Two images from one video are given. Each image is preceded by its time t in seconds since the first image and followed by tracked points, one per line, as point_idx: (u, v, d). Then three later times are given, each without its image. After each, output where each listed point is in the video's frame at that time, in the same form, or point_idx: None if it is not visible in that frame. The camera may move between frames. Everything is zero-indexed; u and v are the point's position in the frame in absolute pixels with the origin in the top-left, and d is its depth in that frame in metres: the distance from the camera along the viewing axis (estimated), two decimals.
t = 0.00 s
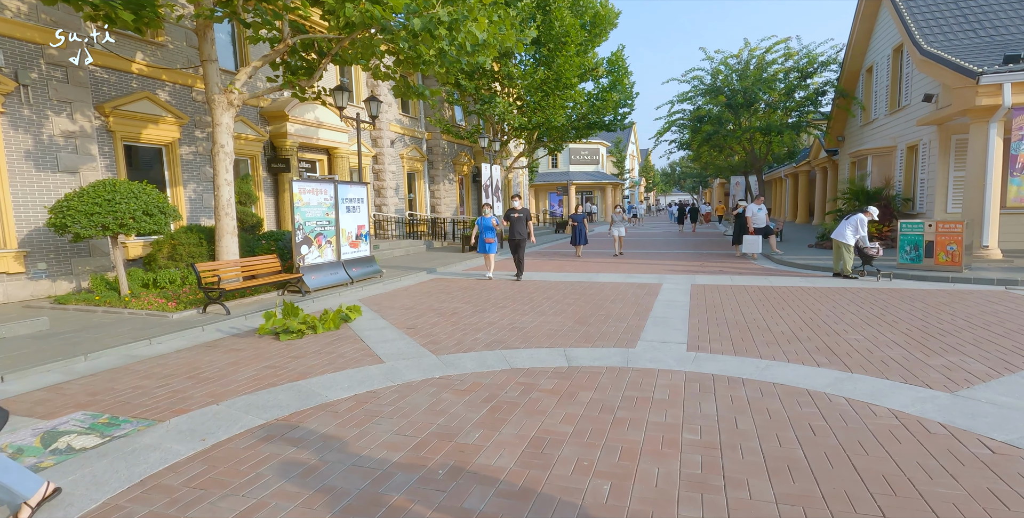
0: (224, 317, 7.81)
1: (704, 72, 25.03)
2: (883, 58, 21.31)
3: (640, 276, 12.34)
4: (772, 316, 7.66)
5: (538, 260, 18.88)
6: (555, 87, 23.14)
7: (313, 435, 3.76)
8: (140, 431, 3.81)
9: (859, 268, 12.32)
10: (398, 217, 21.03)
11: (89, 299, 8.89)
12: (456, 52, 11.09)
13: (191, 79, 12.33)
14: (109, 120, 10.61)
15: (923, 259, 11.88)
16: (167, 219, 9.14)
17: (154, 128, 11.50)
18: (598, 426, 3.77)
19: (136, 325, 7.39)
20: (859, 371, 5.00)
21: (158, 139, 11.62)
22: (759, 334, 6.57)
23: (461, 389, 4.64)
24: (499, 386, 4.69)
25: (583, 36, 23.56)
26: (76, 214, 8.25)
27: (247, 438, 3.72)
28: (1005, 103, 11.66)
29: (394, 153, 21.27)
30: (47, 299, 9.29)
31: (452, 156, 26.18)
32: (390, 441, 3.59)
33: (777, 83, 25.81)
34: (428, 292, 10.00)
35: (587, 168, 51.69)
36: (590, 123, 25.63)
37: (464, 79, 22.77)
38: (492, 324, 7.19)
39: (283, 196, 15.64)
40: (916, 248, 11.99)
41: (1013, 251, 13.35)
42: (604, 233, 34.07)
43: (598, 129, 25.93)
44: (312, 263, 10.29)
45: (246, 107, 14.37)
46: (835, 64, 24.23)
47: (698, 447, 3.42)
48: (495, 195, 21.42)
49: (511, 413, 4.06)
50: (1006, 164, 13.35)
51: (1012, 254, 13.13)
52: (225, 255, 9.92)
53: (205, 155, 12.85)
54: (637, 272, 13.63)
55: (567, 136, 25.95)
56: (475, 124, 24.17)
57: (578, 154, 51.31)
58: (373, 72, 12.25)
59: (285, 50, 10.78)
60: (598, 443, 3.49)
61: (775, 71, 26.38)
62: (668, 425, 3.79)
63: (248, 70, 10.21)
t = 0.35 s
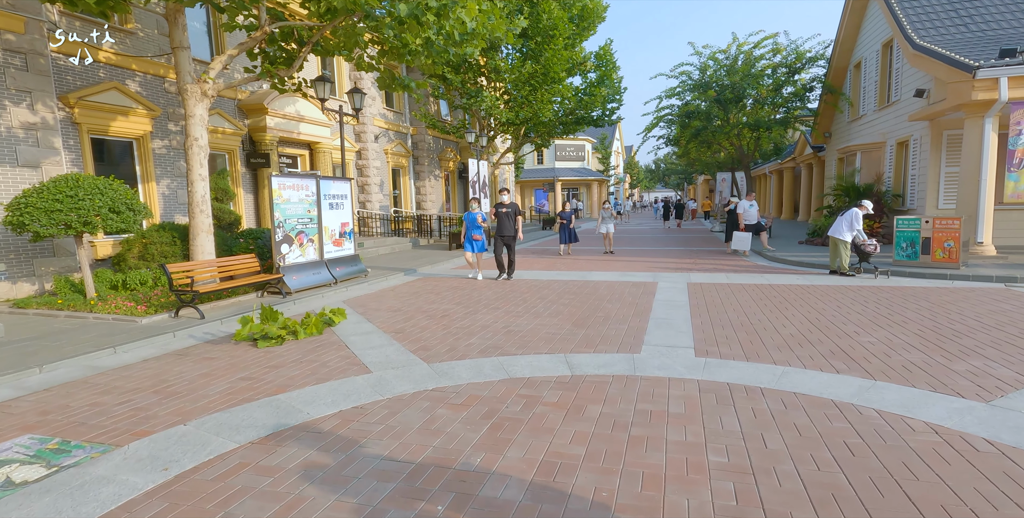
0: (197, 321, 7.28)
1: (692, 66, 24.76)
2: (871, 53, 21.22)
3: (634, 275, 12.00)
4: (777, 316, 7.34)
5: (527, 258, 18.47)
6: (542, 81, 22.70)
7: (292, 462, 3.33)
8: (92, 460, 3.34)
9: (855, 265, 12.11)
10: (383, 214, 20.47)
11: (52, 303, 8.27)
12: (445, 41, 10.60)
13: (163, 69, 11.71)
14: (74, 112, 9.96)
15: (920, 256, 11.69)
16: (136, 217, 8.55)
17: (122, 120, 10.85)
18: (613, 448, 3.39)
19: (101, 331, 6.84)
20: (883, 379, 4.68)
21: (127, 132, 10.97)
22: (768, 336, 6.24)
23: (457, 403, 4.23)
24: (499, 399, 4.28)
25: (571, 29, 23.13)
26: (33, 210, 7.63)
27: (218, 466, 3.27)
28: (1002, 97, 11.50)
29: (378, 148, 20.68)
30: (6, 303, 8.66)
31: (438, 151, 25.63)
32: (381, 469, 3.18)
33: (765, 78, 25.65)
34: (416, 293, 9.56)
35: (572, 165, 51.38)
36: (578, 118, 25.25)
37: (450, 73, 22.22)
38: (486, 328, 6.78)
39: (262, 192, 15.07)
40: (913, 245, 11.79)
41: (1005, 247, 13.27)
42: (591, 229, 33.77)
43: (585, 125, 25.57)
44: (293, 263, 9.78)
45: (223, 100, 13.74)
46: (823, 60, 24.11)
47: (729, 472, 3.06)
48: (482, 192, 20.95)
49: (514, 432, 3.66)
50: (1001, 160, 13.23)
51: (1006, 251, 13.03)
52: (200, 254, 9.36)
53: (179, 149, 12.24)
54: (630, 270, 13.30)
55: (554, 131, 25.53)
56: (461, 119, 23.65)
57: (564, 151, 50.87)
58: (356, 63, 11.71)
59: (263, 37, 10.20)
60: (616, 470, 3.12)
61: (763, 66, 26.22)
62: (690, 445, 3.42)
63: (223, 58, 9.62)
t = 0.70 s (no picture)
0: (157, 327, 6.70)
1: (675, 61, 24.53)
2: (854, 49, 21.16)
3: (623, 273, 11.64)
4: (777, 317, 7.01)
5: (512, 255, 18.05)
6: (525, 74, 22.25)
7: (252, 500, 2.85)
8: (10, 503, 2.82)
9: (847, 261, 11.89)
10: (362, 211, 19.86)
11: None
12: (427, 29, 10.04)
13: (124, 56, 11.04)
14: (25, 101, 9.24)
15: (911, 252, 11.52)
16: (90, 215, 7.91)
17: (80, 110, 10.14)
18: (624, 478, 2.97)
19: (50, 340, 6.24)
20: (904, 387, 4.33)
21: (85, 123, 10.27)
22: (773, 339, 5.88)
23: (443, 422, 3.78)
24: (490, 417, 3.84)
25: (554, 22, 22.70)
26: None
27: (161, 508, 2.78)
28: (993, 92, 11.37)
29: (357, 142, 20.03)
30: None
31: (419, 146, 25.02)
32: (355, 510, 2.73)
33: (748, 74, 25.52)
34: (397, 294, 9.06)
35: (554, 161, 51.05)
36: (562, 112, 24.86)
37: (430, 65, 21.66)
38: (472, 333, 6.33)
39: (235, 188, 14.40)
40: (904, 241, 11.61)
41: (992, 243, 13.21)
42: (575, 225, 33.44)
43: (569, 120, 25.20)
44: (266, 263, 9.20)
45: (190, 91, 13.04)
46: (806, 55, 24.03)
47: (759, 507, 2.67)
48: (465, 188, 20.45)
49: (508, 459, 3.21)
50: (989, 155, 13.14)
51: (994, 247, 12.96)
52: (163, 254, 8.75)
53: (143, 142, 11.55)
54: (618, 267, 12.94)
55: (537, 126, 25.12)
56: (443, 113, 23.08)
57: (545, 147, 50.52)
58: (333, 52, 11.11)
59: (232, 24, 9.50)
60: (629, 506, 2.70)
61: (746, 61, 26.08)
62: (709, 472, 3.02)
63: (186, 44, 8.95)
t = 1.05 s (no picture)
0: (115, 338, 6.15)
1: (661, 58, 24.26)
2: (839, 47, 21.09)
3: (613, 274, 11.28)
4: (780, 322, 6.70)
5: (498, 255, 17.61)
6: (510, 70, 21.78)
7: None
8: None
9: (840, 261, 11.68)
10: (343, 209, 19.23)
11: None
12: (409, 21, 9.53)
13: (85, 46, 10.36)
14: None
15: (904, 252, 11.34)
16: (42, 216, 7.30)
17: (36, 103, 9.45)
18: None
19: None
20: (930, 404, 4.00)
21: (42, 117, 9.58)
22: (780, 348, 5.54)
23: (430, 453, 3.35)
24: (482, 445, 3.42)
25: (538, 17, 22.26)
26: None
27: None
28: (985, 89, 11.22)
29: (337, 139, 19.40)
30: None
31: (400, 143, 24.42)
32: None
33: (733, 71, 25.35)
34: (378, 298, 8.57)
35: (538, 159, 50.67)
36: (547, 109, 24.46)
37: (411, 59, 21.07)
38: (460, 342, 5.90)
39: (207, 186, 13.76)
40: (897, 240, 11.43)
41: (982, 242, 13.13)
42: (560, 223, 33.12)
43: (554, 117, 24.80)
44: (237, 266, 8.65)
45: (158, 84, 12.36)
46: (791, 53, 23.94)
47: None
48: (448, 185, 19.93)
49: (506, 499, 2.79)
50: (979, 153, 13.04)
51: (983, 245, 12.87)
52: (126, 258, 8.16)
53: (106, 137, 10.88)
54: (607, 268, 12.59)
55: (522, 123, 24.69)
56: (425, 109, 22.52)
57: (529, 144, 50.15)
58: (310, 44, 10.53)
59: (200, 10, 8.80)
60: None
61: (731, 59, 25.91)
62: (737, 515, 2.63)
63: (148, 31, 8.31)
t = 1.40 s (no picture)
0: (60, 351, 5.52)
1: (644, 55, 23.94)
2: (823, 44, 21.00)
3: (602, 274, 10.85)
4: (785, 326, 6.34)
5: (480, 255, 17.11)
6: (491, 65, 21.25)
7: None
8: None
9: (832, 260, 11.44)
10: (320, 208, 18.52)
11: None
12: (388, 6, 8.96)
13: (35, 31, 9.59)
14: None
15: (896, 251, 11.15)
16: None
17: None
18: None
19: None
20: (970, 421, 3.63)
21: None
22: (792, 356, 5.16)
23: (417, 493, 2.86)
24: (478, 482, 2.94)
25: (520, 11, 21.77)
26: None
27: None
28: (976, 85, 11.08)
29: (313, 135, 18.69)
30: None
31: (379, 139, 23.74)
32: None
33: (717, 68, 25.15)
34: (357, 303, 8.02)
35: (518, 156, 50.20)
36: (529, 106, 24.00)
37: (390, 51, 20.40)
38: (446, 353, 5.41)
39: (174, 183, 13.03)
40: (889, 239, 11.23)
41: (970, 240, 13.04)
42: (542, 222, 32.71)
43: (536, 113, 24.35)
44: (203, 269, 8.03)
45: (119, 75, 11.58)
46: (773, 51, 23.83)
47: None
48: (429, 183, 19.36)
49: None
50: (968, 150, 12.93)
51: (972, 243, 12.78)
52: (79, 261, 7.50)
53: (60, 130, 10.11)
54: (595, 268, 12.17)
55: (504, 119, 24.19)
56: (405, 105, 21.90)
57: (510, 142, 49.67)
58: (282, 32, 9.89)
59: None
60: None
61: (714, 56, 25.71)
62: None
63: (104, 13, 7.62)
